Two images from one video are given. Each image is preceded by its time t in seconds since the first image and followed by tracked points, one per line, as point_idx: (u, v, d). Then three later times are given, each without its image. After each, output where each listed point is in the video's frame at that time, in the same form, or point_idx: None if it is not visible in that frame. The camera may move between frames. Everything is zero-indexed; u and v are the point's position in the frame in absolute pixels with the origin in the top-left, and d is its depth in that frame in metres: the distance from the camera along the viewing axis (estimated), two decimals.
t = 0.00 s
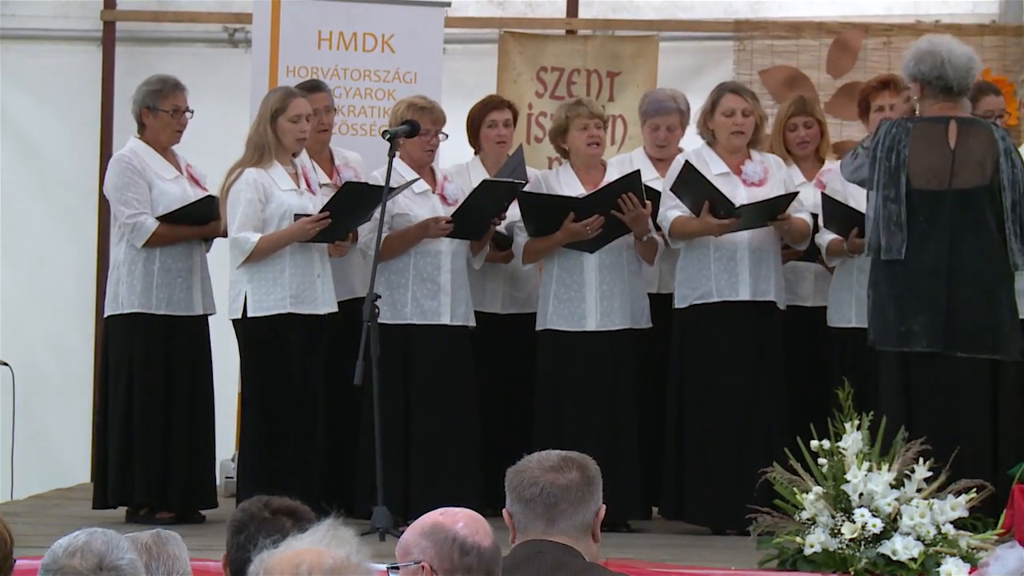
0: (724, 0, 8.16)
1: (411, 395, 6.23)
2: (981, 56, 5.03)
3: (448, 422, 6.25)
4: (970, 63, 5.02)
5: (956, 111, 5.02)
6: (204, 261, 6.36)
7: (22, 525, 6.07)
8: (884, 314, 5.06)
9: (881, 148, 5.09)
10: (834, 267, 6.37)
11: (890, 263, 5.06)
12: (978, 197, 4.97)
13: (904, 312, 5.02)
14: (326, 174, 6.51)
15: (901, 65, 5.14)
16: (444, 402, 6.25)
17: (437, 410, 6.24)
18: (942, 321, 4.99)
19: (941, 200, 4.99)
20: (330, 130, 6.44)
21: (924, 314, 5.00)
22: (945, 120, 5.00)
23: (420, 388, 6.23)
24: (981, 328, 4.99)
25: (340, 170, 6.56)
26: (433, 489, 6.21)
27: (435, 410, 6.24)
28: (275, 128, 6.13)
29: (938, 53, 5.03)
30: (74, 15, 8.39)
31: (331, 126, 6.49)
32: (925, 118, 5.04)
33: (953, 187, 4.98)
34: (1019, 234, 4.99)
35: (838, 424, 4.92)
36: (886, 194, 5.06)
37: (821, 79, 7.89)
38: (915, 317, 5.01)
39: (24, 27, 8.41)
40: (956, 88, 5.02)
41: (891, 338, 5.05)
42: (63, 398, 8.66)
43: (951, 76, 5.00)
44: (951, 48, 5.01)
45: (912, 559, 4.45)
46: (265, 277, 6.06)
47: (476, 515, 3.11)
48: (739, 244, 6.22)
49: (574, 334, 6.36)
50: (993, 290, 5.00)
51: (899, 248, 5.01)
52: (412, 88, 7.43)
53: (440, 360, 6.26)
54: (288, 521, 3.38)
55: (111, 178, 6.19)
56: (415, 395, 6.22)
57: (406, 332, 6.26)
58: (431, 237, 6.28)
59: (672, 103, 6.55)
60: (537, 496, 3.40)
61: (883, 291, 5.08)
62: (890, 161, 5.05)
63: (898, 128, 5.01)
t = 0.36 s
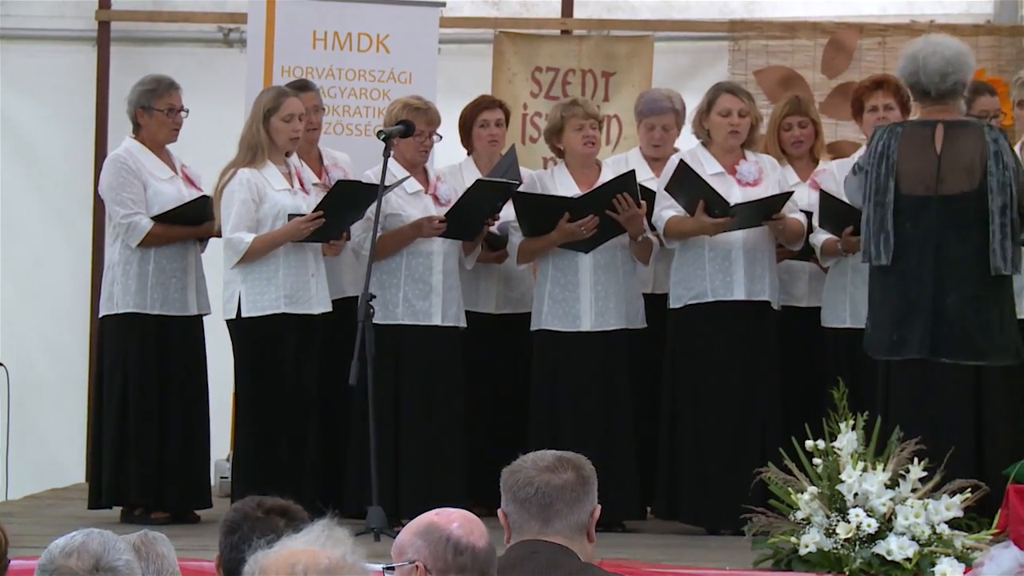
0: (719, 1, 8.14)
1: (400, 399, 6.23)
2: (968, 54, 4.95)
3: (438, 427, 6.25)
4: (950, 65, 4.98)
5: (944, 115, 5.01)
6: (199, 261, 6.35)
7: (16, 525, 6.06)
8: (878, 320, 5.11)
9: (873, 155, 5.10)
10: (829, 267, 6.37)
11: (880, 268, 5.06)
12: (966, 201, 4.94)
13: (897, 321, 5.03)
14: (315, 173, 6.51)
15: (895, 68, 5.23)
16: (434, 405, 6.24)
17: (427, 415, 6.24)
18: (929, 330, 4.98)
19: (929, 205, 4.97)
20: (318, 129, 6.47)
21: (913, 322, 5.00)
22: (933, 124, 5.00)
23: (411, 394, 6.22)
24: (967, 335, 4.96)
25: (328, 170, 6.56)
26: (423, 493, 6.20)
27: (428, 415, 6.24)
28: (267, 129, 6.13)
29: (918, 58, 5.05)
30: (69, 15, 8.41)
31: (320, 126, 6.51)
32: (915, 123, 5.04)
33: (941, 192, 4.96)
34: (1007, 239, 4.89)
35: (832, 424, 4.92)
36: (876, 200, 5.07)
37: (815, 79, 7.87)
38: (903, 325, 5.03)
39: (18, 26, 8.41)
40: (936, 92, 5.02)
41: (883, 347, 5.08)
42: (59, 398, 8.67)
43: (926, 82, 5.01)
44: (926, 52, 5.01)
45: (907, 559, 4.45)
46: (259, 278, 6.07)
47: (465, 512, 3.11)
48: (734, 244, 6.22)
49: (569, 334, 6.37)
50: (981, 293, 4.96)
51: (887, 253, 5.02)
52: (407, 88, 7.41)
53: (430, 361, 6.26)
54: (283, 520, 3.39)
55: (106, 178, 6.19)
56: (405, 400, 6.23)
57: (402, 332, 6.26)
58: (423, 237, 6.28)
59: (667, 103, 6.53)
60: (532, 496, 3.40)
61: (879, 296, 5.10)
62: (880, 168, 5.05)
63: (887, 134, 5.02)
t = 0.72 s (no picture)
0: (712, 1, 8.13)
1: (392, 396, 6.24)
2: (964, 52, 4.95)
3: (432, 427, 6.26)
4: (944, 65, 4.99)
5: (945, 113, 5.00)
6: (191, 261, 6.34)
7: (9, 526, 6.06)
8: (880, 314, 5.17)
9: (879, 151, 5.12)
10: (822, 266, 6.37)
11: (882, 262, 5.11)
12: (966, 199, 4.92)
13: (892, 312, 5.10)
14: (305, 174, 6.52)
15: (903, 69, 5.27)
16: (426, 405, 6.25)
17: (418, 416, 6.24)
18: (919, 324, 5.04)
19: (929, 201, 4.98)
20: (308, 129, 6.48)
21: (907, 317, 5.05)
22: (935, 121, 5.00)
23: (404, 395, 6.23)
24: (963, 333, 4.98)
25: (318, 170, 6.57)
26: (413, 495, 6.19)
27: (420, 415, 6.24)
28: (258, 128, 6.14)
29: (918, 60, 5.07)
30: (61, 15, 8.39)
31: (309, 127, 6.53)
32: (919, 121, 5.05)
33: (941, 189, 4.96)
34: (1002, 237, 4.86)
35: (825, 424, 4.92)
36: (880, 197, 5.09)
37: (807, 79, 7.86)
38: (898, 319, 5.09)
39: (10, 26, 8.39)
40: (933, 92, 5.04)
41: (881, 338, 5.15)
42: (52, 398, 8.64)
43: (920, 82, 5.04)
44: (921, 54, 5.03)
45: (899, 559, 4.45)
46: (250, 278, 6.07)
47: (476, 517, 2.93)
48: (728, 243, 6.22)
49: (562, 334, 6.37)
50: (979, 292, 4.96)
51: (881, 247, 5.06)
52: (399, 88, 7.40)
53: (422, 362, 6.26)
54: (274, 520, 3.38)
55: (98, 178, 6.18)
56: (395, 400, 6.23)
57: (395, 332, 6.26)
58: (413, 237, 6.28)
59: (661, 103, 6.55)
60: (525, 496, 3.40)
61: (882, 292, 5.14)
62: (882, 164, 5.08)
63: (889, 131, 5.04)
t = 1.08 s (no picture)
0: None
1: (382, 397, 6.23)
2: (973, 49, 4.98)
3: (425, 426, 6.26)
4: (952, 61, 5.03)
5: (956, 110, 5.04)
6: (182, 261, 6.34)
7: None
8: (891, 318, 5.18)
9: (890, 150, 5.16)
10: (814, 266, 6.36)
11: (894, 262, 5.14)
12: (976, 197, 4.98)
13: (904, 313, 5.10)
14: (297, 173, 6.53)
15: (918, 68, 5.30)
16: (416, 404, 6.25)
17: (408, 416, 6.23)
18: (933, 321, 5.03)
19: (940, 199, 5.03)
20: (300, 129, 6.48)
21: (916, 316, 5.07)
22: (946, 120, 5.05)
23: (393, 395, 6.22)
24: (974, 330, 5.00)
25: (311, 170, 6.54)
26: (403, 496, 6.19)
27: (409, 415, 6.24)
28: (250, 128, 6.14)
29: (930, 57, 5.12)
30: (52, 14, 8.41)
31: (301, 126, 6.52)
32: (930, 119, 5.09)
33: (952, 186, 5.01)
34: (1017, 236, 4.93)
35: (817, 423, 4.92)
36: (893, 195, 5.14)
37: (799, 79, 7.85)
38: (909, 319, 5.09)
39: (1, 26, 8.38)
40: (943, 89, 5.08)
41: (891, 341, 5.16)
42: (44, 398, 8.64)
43: (930, 79, 5.09)
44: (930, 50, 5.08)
45: (891, 559, 4.45)
46: (241, 278, 6.07)
47: (469, 520, 2.87)
48: (719, 244, 6.23)
49: (553, 334, 6.37)
50: (990, 291, 5.00)
51: (895, 245, 5.09)
52: (391, 88, 7.38)
53: (412, 364, 6.26)
54: (265, 519, 3.38)
55: (89, 178, 6.18)
56: (387, 402, 6.22)
57: (387, 332, 6.26)
58: (402, 236, 6.29)
59: (655, 95, 6.39)
60: (516, 496, 3.39)
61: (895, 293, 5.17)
62: (894, 162, 5.11)
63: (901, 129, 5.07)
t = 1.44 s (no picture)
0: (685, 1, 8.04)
1: (362, 398, 6.24)
2: (965, 49, 5.05)
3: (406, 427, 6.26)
4: (946, 61, 5.10)
5: (952, 111, 5.10)
6: (163, 261, 6.35)
7: None
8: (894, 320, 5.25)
9: (890, 151, 5.25)
10: (796, 267, 6.37)
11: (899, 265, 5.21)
12: (973, 197, 5.03)
13: (905, 315, 5.19)
14: (282, 174, 6.47)
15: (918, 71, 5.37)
16: (396, 403, 6.25)
17: (386, 415, 6.23)
18: (932, 323, 5.11)
19: (937, 201, 5.09)
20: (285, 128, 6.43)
21: (916, 317, 5.15)
22: (943, 121, 5.11)
23: (375, 394, 6.23)
24: (974, 330, 5.05)
25: (294, 169, 6.52)
26: (380, 493, 6.20)
27: (389, 415, 6.24)
28: (231, 128, 6.12)
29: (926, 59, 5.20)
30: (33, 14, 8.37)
31: (286, 125, 6.47)
32: (928, 120, 5.16)
33: (949, 187, 5.07)
34: (1013, 237, 4.97)
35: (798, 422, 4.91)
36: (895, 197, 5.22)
37: (780, 79, 7.79)
38: (908, 321, 5.18)
39: None
40: (939, 90, 5.16)
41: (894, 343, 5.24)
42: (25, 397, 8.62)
43: (924, 80, 5.17)
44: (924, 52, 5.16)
45: (871, 558, 4.46)
46: (222, 278, 6.07)
47: (452, 520, 2.89)
48: (701, 245, 6.24)
49: (534, 334, 6.37)
50: (989, 291, 5.05)
51: (899, 248, 5.16)
52: (372, 89, 7.26)
53: (393, 364, 6.26)
54: (248, 520, 3.40)
55: (69, 178, 6.17)
56: (368, 400, 6.23)
57: (370, 333, 6.26)
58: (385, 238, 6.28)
59: (636, 92, 6.30)
60: (497, 496, 3.40)
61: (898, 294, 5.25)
62: (893, 164, 5.20)
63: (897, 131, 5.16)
